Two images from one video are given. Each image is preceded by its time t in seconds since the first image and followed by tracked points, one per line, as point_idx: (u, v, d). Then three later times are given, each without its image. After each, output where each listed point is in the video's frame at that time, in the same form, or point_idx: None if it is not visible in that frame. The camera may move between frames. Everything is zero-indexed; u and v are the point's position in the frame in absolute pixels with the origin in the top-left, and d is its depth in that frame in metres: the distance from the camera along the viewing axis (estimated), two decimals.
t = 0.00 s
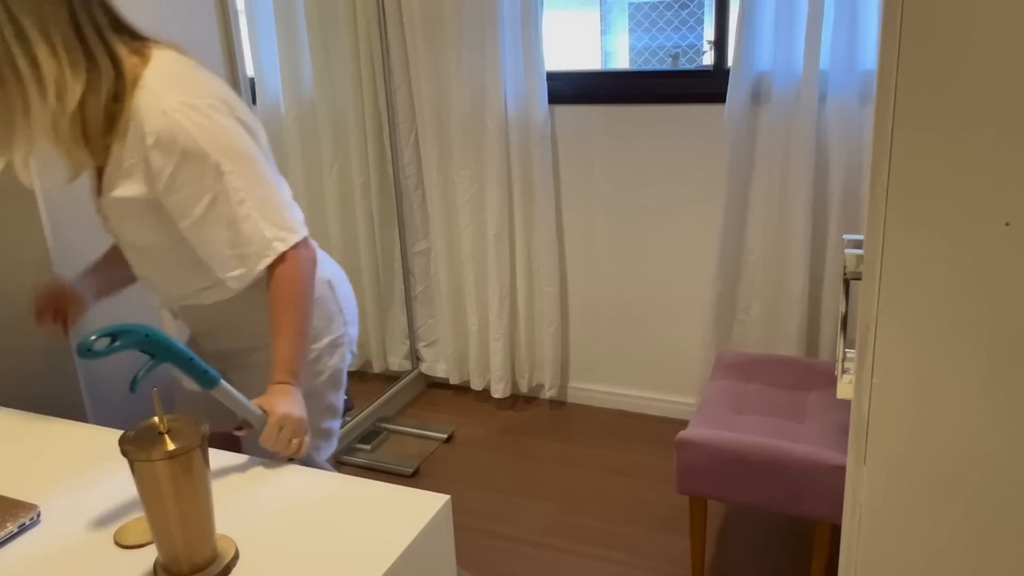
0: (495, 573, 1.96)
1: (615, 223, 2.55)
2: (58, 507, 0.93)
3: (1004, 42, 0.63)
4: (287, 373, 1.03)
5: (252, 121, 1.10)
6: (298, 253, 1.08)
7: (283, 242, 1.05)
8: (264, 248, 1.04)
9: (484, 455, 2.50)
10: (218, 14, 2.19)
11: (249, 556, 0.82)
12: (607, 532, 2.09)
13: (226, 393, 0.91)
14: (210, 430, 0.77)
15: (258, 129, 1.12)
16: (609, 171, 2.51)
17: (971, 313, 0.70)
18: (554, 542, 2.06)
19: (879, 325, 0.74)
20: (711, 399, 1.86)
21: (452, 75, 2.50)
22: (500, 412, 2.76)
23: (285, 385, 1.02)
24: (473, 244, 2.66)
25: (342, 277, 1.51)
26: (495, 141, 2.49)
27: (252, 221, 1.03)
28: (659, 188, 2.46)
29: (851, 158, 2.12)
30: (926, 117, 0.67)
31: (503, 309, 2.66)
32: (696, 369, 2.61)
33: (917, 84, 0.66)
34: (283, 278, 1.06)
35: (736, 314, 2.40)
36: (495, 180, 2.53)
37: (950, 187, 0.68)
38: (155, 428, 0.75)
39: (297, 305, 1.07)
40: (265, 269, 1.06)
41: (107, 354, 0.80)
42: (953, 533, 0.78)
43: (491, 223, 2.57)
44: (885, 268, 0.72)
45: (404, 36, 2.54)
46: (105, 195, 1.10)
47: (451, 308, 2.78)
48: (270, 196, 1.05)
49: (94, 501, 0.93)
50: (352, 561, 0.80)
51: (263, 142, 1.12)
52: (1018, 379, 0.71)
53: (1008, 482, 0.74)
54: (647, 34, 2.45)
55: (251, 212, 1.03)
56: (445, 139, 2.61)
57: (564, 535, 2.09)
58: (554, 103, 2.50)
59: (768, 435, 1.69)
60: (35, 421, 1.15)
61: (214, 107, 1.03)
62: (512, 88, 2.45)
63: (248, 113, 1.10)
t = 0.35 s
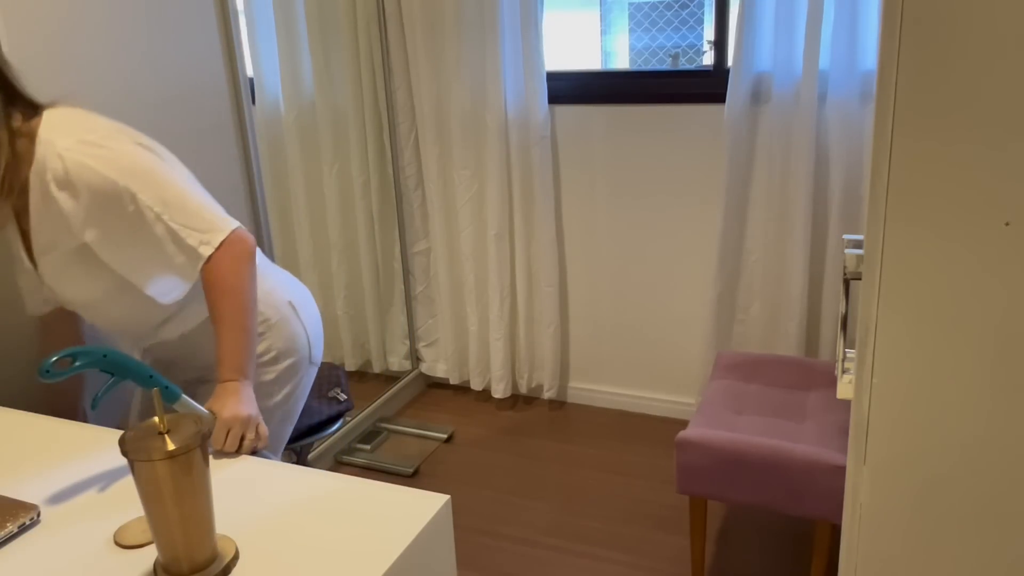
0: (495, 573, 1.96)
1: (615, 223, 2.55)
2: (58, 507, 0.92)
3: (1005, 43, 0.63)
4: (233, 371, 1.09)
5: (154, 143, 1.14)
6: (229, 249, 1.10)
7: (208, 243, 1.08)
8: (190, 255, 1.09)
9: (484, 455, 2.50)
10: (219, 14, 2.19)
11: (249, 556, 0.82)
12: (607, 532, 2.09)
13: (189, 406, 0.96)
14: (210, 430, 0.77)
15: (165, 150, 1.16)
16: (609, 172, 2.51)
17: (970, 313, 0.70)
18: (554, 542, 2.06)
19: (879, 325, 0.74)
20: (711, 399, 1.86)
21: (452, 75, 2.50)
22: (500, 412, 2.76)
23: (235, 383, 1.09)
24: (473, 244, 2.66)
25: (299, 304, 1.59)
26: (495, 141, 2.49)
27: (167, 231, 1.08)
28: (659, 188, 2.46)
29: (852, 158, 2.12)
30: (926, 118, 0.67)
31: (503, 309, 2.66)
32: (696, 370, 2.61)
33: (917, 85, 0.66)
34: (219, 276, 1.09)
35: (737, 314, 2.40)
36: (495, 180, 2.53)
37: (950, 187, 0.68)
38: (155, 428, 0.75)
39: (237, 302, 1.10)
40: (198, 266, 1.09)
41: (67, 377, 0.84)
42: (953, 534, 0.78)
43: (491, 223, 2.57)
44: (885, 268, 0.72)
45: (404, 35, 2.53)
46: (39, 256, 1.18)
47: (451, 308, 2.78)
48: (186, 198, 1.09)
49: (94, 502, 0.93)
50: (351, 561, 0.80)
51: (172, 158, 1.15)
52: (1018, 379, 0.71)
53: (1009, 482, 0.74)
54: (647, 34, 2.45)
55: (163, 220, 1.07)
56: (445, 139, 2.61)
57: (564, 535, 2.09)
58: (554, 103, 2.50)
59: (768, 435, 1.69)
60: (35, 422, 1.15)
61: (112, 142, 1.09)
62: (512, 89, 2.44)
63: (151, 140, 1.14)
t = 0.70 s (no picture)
0: (495, 572, 1.96)
1: (615, 223, 2.56)
2: (58, 507, 0.92)
3: (1006, 44, 0.63)
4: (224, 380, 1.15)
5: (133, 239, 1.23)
6: (210, 257, 1.15)
7: (192, 259, 1.13)
8: (177, 285, 1.12)
9: (484, 455, 2.50)
10: (218, 13, 2.18)
11: (249, 555, 0.82)
12: (607, 532, 2.09)
13: (188, 407, 0.95)
14: (210, 430, 0.77)
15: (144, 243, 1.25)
16: (608, 172, 2.51)
17: (970, 313, 0.70)
18: (554, 542, 2.06)
19: (879, 325, 0.74)
20: (711, 399, 1.86)
21: (452, 75, 2.50)
22: (500, 412, 2.76)
23: (228, 391, 1.14)
24: (472, 244, 2.66)
25: (294, 417, 1.43)
26: (495, 140, 2.49)
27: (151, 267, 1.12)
28: (659, 189, 2.46)
29: (851, 158, 2.12)
30: (926, 118, 0.67)
31: (502, 310, 2.66)
32: (695, 369, 2.61)
33: (917, 86, 0.66)
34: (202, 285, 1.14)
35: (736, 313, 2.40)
36: (495, 180, 2.53)
37: (951, 187, 0.68)
38: (155, 428, 0.75)
39: (221, 308, 1.16)
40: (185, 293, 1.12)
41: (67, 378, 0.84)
42: (951, 534, 0.78)
43: (491, 223, 2.57)
44: (885, 268, 0.72)
45: (404, 35, 2.54)
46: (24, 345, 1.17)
47: (450, 308, 2.78)
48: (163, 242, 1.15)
49: (94, 502, 0.93)
50: (352, 561, 0.80)
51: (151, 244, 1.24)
52: (1018, 379, 0.70)
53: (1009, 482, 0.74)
54: (647, 34, 2.45)
55: (144, 260, 1.11)
56: (444, 140, 2.61)
57: (563, 535, 2.09)
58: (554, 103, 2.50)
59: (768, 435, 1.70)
60: (36, 422, 1.15)
61: (92, 232, 1.17)
62: (512, 89, 2.44)
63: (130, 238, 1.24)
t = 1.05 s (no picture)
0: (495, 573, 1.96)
1: (615, 224, 2.56)
2: (58, 507, 0.92)
3: (1007, 44, 0.63)
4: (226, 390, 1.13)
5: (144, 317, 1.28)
6: (215, 291, 1.25)
7: (194, 295, 1.22)
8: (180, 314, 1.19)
9: (484, 454, 2.50)
10: (218, 13, 2.18)
11: (249, 556, 0.82)
12: (607, 532, 2.09)
13: (188, 407, 0.95)
14: (210, 430, 0.77)
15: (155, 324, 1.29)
16: (608, 172, 2.51)
17: (970, 313, 0.70)
18: (554, 542, 2.06)
19: (879, 325, 0.74)
20: (711, 399, 1.86)
21: (452, 75, 2.50)
22: (499, 413, 2.76)
23: (228, 399, 1.12)
24: (472, 244, 2.66)
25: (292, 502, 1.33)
26: (495, 140, 2.49)
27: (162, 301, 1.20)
28: (659, 189, 2.46)
29: (851, 158, 2.12)
30: (926, 118, 0.67)
31: (502, 310, 2.66)
32: (695, 370, 2.61)
33: (917, 86, 0.66)
34: (206, 306, 1.21)
35: (736, 313, 2.40)
36: (495, 180, 2.53)
37: (951, 188, 0.68)
38: (155, 428, 0.75)
39: (221, 323, 1.21)
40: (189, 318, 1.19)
41: (66, 378, 0.84)
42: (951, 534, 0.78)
43: (490, 223, 2.57)
44: (885, 268, 0.72)
45: (404, 36, 2.54)
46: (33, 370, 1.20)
47: (450, 308, 2.78)
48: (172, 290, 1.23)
49: (94, 502, 0.93)
50: (352, 561, 0.80)
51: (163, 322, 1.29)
52: (1018, 379, 0.70)
53: (1009, 482, 0.74)
54: (647, 34, 2.45)
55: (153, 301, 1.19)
56: (444, 140, 2.61)
57: (563, 535, 2.09)
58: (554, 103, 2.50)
59: (768, 435, 1.70)
60: (36, 422, 1.15)
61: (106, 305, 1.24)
62: (512, 89, 2.44)
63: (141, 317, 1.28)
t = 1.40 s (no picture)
0: (495, 573, 1.96)
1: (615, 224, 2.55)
2: (57, 507, 0.92)
3: (1007, 43, 0.63)
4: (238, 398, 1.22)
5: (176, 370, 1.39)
6: (251, 341, 1.38)
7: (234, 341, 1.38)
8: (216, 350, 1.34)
9: (484, 454, 2.50)
10: (218, 13, 2.18)
11: (249, 556, 0.82)
12: (607, 532, 2.09)
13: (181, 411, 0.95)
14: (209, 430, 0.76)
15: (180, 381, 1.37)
16: (608, 172, 2.51)
17: (970, 313, 0.70)
18: (555, 542, 2.06)
19: (879, 325, 0.74)
20: (711, 399, 1.86)
21: (452, 75, 2.50)
22: (499, 413, 2.76)
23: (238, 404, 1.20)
24: (472, 244, 2.66)
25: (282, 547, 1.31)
26: (495, 140, 2.49)
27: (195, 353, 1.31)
28: (659, 189, 2.46)
29: (851, 157, 2.12)
30: (926, 118, 0.67)
31: (502, 310, 2.66)
32: (694, 369, 2.61)
33: (916, 85, 0.66)
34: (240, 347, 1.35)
35: (736, 313, 2.40)
36: (495, 180, 2.53)
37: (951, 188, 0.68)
38: (155, 428, 0.75)
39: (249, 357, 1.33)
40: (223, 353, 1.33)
41: (57, 382, 0.85)
42: (951, 534, 0.78)
43: (491, 223, 2.57)
44: (885, 267, 0.72)
45: (404, 35, 2.53)
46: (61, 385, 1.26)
47: (450, 308, 2.78)
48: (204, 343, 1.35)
49: (94, 501, 0.93)
50: (352, 561, 0.80)
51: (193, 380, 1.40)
52: (1018, 379, 0.70)
53: (1010, 482, 0.74)
54: (647, 34, 2.45)
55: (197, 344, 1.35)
56: (444, 141, 2.61)
57: (564, 535, 2.09)
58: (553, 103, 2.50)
59: (768, 435, 1.69)
60: (36, 420, 1.15)
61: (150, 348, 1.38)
62: (512, 89, 2.44)
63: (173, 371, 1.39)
